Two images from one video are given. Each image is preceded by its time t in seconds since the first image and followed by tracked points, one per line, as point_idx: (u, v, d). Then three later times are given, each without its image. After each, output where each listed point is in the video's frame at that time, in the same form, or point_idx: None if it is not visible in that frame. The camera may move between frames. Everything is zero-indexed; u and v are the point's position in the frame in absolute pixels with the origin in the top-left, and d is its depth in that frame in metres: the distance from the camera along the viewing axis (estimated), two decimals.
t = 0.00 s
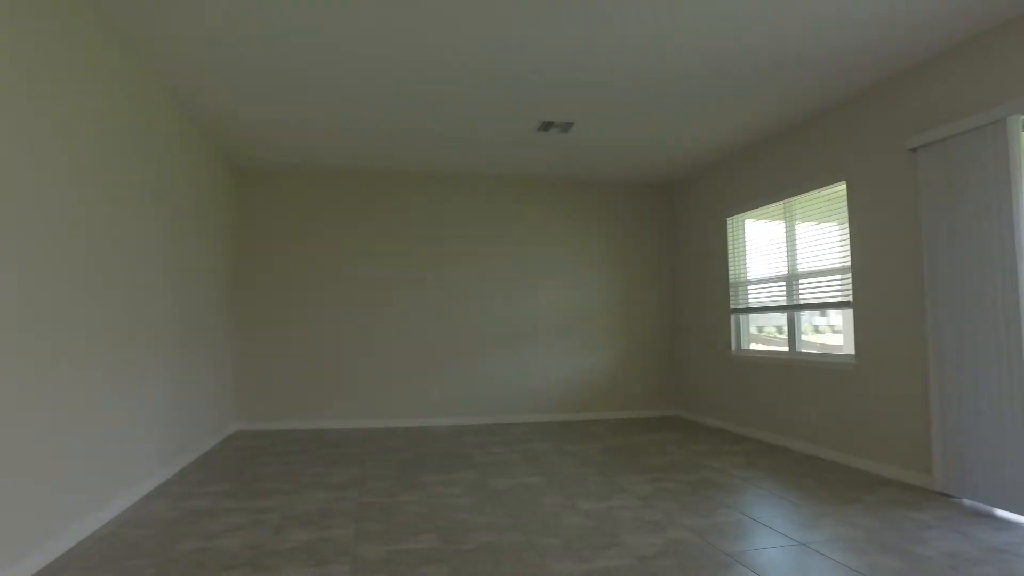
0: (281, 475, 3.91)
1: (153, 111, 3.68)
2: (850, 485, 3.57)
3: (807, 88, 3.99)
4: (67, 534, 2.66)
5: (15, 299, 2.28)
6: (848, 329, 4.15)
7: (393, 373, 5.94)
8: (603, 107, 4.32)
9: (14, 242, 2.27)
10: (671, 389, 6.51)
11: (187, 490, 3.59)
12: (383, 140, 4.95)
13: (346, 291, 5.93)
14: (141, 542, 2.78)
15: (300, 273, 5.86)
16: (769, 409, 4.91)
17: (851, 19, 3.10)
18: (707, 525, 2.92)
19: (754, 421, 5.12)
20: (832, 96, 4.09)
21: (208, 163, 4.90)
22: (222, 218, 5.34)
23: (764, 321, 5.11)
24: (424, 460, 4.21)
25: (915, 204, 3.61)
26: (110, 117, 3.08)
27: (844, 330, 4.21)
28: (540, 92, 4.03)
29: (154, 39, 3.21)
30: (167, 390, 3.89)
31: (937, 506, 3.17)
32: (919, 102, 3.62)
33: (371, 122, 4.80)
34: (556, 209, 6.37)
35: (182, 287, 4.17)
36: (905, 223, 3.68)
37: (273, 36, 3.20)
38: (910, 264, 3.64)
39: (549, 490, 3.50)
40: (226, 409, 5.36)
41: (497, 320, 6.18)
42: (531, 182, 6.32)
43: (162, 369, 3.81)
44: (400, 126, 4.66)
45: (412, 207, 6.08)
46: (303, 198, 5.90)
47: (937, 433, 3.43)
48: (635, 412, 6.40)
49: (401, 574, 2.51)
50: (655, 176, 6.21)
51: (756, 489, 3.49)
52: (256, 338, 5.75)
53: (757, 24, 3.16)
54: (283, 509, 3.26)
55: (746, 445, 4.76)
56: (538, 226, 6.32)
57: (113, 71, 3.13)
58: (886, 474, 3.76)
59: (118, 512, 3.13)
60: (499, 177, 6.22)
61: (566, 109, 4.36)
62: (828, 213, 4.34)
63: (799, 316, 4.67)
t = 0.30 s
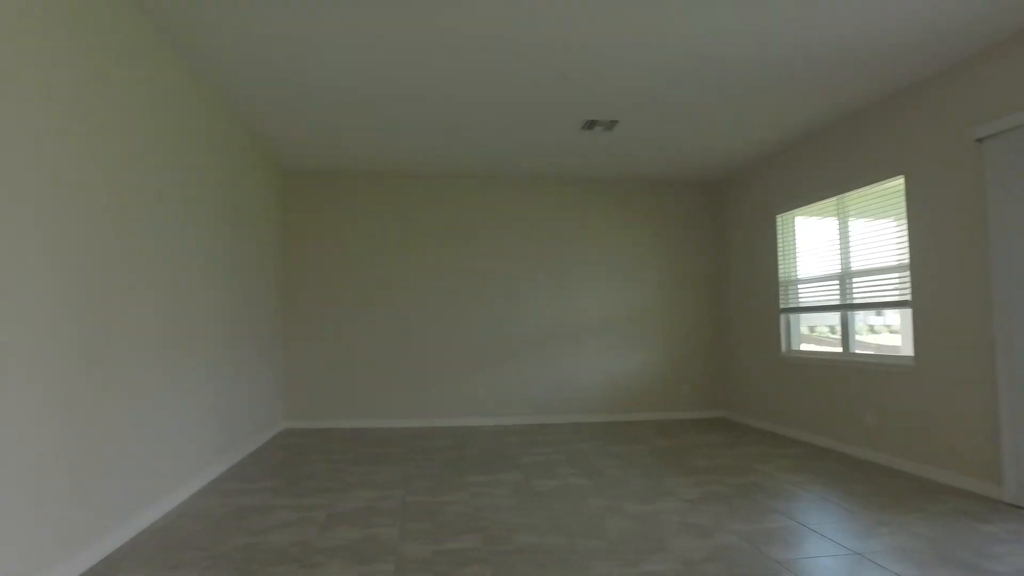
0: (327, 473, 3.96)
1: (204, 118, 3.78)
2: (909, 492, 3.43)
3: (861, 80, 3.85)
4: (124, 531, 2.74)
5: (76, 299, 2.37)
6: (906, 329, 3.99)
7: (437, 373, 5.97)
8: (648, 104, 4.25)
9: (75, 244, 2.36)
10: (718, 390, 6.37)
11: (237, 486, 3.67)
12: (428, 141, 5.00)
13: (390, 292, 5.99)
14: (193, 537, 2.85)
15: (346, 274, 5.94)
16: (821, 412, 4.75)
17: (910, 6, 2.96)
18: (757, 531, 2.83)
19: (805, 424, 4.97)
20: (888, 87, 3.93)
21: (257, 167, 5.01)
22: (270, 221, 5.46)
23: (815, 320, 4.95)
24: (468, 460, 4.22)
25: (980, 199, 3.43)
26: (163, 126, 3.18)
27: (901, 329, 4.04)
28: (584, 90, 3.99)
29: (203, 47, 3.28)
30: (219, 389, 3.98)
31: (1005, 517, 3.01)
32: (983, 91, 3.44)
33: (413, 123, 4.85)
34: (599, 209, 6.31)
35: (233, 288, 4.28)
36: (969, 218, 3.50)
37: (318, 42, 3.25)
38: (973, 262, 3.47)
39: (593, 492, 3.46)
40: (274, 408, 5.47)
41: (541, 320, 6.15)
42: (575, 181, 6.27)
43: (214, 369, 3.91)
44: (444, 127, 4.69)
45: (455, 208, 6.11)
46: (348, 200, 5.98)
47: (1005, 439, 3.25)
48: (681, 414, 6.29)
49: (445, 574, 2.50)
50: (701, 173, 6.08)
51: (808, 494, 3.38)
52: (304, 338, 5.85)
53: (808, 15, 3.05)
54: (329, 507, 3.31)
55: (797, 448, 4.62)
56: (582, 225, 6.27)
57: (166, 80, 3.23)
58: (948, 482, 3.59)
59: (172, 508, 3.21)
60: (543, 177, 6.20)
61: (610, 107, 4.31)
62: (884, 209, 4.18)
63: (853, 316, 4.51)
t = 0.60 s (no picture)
0: (369, 471, 4.02)
1: (249, 122, 3.87)
2: (967, 500, 3.29)
3: (914, 72, 3.70)
4: (173, 527, 2.84)
5: (127, 299, 2.46)
6: (964, 329, 3.82)
7: (478, 373, 6.00)
8: (689, 101, 4.18)
9: (126, 246, 2.45)
10: (764, 392, 6.23)
11: (282, 483, 3.76)
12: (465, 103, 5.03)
13: (432, 292, 6.03)
14: (240, 533, 2.93)
15: (388, 274, 6.01)
16: (873, 415, 4.61)
17: None
18: (804, 538, 2.75)
19: (855, 427, 4.82)
20: (943, 78, 3.78)
21: (301, 169, 5.11)
22: (314, 222, 5.57)
23: (867, 320, 4.79)
24: (506, 460, 4.22)
25: None
26: (210, 131, 3.26)
27: (959, 330, 3.88)
28: (622, 88, 3.96)
29: (247, 52, 3.36)
30: (265, 388, 4.08)
31: None
32: None
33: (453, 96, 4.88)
34: (640, 207, 6.24)
35: (278, 288, 4.38)
36: None
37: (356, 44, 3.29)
38: None
39: (634, 495, 3.41)
40: (319, 406, 5.58)
41: (582, 319, 6.11)
42: (616, 179, 6.22)
43: (261, 367, 4.00)
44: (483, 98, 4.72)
45: (495, 208, 6.12)
46: (390, 201, 6.06)
47: None
48: (727, 416, 6.17)
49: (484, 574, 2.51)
50: (746, 170, 5.95)
51: (858, 500, 3.27)
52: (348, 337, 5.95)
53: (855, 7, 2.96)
54: (368, 504, 3.36)
55: (847, 452, 4.49)
56: (623, 224, 6.21)
57: (213, 86, 3.31)
58: (1010, 490, 3.43)
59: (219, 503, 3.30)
60: (583, 176, 6.15)
61: (650, 105, 4.25)
62: (940, 204, 4.02)
63: (908, 316, 4.34)
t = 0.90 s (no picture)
0: (402, 470, 4.06)
1: (284, 125, 3.95)
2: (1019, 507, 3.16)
3: (961, 63, 3.57)
4: (210, 522, 2.91)
5: (165, 296, 2.53)
6: (1019, 329, 3.66)
7: (512, 373, 6.01)
8: (725, 97, 4.10)
9: (165, 247, 2.53)
10: (804, 394, 6.09)
11: (317, 480, 3.82)
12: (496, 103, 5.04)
13: (465, 291, 6.06)
14: (276, 529, 2.98)
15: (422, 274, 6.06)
16: (918, 418, 4.46)
17: None
18: (844, 544, 2.68)
19: (899, 431, 4.67)
20: (992, 68, 3.64)
21: (336, 171, 5.19)
22: (350, 223, 5.64)
23: (914, 320, 4.63)
24: (538, 461, 4.22)
25: None
26: (246, 135, 3.34)
27: (1013, 330, 3.72)
28: (655, 85, 3.91)
29: (281, 54, 3.42)
30: (301, 387, 4.15)
31: None
32: None
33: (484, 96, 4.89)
34: (674, 205, 6.16)
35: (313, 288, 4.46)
36: None
37: (387, 44, 3.32)
38: None
39: (668, 497, 3.37)
40: (355, 405, 5.66)
41: (616, 319, 6.06)
42: (650, 178, 6.15)
43: (296, 366, 4.08)
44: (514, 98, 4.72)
45: (529, 207, 6.11)
46: (423, 201, 6.10)
47: None
48: (765, 417, 6.05)
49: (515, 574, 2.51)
50: (784, 166, 5.82)
51: (902, 506, 3.17)
52: (383, 337, 6.01)
53: None
54: (401, 503, 3.39)
55: (891, 457, 4.35)
56: (658, 222, 6.14)
57: (248, 90, 3.39)
58: None
59: (256, 500, 3.37)
60: (616, 174, 6.10)
61: (684, 102, 4.20)
62: (990, 199, 3.87)
63: (957, 315, 4.19)
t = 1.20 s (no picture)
0: (429, 468, 4.09)
1: (312, 127, 4.01)
2: None
3: (1004, 53, 3.45)
4: (241, 518, 2.96)
5: (197, 295, 2.60)
6: None
7: (541, 372, 6.00)
8: (755, 94, 4.03)
9: (196, 247, 2.60)
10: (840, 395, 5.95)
11: (346, 478, 3.87)
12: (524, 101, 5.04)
13: (493, 291, 6.07)
14: (305, 525, 3.03)
15: (450, 274, 6.09)
16: (961, 421, 4.32)
17: None
18: (880, 549, 2.61)
19: (940, 434, 4.53)
20: None
21: (364, 172, 5.24)
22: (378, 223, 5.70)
23: (955, 319, 4.48)
24: (565, 461, 4.20)
25: None
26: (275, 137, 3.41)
27: None
28: (684, 83, 3.87)
29: (310, 57, 3.48)
30: (330, 386, 4.21)
31: None
32: None
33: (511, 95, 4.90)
34: (704, 203, 6.08)
35: (342, 287, 4.53)
36: None
37: (414, 45, 3.35)
38: None
39: (698, 498, 3.32)
40: (385, 404, 5.72)
41: (646, 319, 6.01)
42: (680, 176, 6.08)
43: (326, 365, 4.13)
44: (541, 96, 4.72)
45: (557, 206, 6.10)
46: (450, 202, 6.14)
47: None
48: (800, 419, 5.93)
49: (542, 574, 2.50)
50: (818, 163, 5.70)
51: (941, 511, 3.07)
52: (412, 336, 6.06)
53: None
54: (427, 501, 3.41)
55: (932, 460, 4.22)
56: (688, 220, 6.06)
57: (276, 93, 3.45)
58: None
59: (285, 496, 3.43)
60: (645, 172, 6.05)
61: (714, 99, 4.13)
62: None
63: (1002, 315, 4.04)
